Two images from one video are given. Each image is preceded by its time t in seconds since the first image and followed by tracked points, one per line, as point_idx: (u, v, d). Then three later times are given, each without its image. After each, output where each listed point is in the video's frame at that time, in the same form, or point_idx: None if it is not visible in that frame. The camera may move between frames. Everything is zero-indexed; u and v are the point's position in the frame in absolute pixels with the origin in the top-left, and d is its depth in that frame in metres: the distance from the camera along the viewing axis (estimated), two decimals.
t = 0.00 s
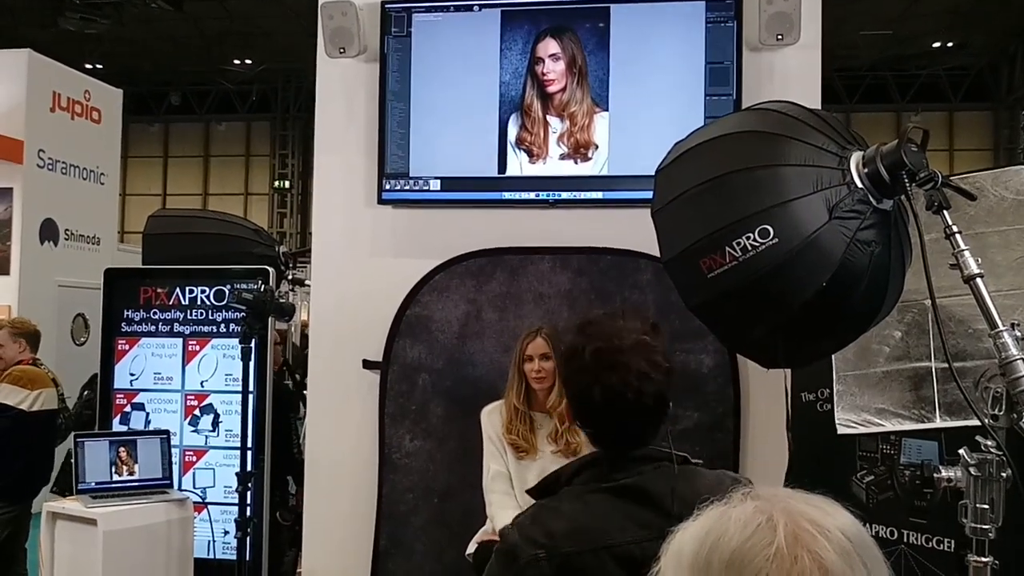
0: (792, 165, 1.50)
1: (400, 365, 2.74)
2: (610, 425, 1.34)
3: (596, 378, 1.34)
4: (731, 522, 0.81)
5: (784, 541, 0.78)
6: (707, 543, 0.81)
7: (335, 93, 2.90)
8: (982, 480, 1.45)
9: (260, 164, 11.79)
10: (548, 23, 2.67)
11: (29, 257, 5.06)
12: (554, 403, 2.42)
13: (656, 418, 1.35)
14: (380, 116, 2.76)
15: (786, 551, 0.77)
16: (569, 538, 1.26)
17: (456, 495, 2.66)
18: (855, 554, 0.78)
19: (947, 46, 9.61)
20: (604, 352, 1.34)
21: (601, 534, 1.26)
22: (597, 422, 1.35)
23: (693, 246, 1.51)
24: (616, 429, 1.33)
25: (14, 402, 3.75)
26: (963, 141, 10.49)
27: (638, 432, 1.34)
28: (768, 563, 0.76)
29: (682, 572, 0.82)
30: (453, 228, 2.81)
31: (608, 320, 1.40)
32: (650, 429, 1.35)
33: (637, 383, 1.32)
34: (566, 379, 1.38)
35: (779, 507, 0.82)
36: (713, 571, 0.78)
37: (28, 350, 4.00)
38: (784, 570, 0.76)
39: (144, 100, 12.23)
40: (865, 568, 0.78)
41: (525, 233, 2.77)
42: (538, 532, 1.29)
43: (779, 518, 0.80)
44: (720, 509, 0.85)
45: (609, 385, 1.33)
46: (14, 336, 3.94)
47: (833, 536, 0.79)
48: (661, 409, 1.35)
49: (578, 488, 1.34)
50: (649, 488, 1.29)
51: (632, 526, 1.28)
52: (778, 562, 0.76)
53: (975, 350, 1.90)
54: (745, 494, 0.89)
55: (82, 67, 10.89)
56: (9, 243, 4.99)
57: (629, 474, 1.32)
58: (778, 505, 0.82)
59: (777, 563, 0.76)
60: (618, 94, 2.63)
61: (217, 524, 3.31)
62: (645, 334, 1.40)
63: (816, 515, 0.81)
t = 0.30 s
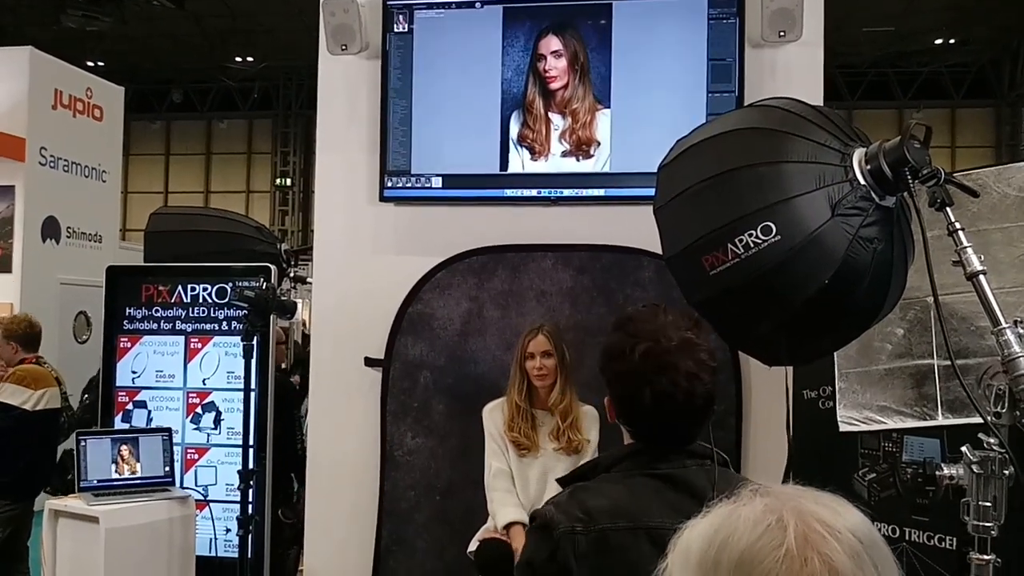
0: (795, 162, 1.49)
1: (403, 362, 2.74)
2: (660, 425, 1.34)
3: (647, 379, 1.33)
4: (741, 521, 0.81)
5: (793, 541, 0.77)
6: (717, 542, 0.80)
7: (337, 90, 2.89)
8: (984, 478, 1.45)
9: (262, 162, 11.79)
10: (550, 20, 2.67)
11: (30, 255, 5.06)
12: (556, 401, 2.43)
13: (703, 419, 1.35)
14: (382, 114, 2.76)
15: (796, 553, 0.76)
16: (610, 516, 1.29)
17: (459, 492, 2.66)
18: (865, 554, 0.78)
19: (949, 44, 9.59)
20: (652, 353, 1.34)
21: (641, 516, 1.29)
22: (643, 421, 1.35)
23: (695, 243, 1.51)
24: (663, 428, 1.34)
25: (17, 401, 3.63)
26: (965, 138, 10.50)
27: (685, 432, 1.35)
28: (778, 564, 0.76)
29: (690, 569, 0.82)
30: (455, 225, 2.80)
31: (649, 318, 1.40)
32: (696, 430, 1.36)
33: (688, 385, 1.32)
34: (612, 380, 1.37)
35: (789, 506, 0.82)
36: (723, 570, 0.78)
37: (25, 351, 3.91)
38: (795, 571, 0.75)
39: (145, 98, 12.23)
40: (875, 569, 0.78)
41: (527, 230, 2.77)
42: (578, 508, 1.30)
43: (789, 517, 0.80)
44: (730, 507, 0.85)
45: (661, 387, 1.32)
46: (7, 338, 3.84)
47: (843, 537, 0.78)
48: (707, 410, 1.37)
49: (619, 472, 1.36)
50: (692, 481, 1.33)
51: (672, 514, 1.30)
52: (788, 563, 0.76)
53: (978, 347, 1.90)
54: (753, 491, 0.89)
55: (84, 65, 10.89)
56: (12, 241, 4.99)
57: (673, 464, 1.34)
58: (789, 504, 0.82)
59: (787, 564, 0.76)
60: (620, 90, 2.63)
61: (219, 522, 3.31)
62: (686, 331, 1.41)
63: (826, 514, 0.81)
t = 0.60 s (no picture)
0: (794, 160, 1.49)
1: (403, 361, 2.74)
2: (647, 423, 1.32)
3: (634, 376, 1.32)
4: (746, 521, 0.81)
5: (798, 542, 0.78)
6: (721, 542, 0.81)
7: (336, 89, 2.89)
8: (984, 475, 1.45)
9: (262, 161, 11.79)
10: (549, 19, 2.67)
11: (31, 255, 5.06)
12: (555, 399, 2.43)
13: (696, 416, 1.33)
14: (382, 113, 2.76)
15: (801, 555, 0.77)
16: (588, 519, 1.27)
17: (459, 491, 2.67)
18: (870, 556, 0.78)
19: (949, 41, 9.58)
20: (639, 351, 1.33)
21: (620, 519, 1.26)
22: (631, 420, 1.33)
23: (696, 241, 1.51)
24: (652, 427, 1.32)
25: (19, 405, 3.64)
26: (965, 136, 10.51)
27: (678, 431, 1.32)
28: (783, 566, 0.76)
29: (693, 569, 0.82)
30: (455, 224, 2.80)
31: (637, 314, 1.38)
32: (688, 427, 1.34)
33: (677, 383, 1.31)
34: (600, 379, 1.36)
35: (794, 507, 0.82)
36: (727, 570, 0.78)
37: (21, 353, 3.88)
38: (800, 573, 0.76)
39: (144, 97, 12.23)
40: (879, 571, 0.78)
41: (528, 229, 2.77)
42: (557, 512, 1.30)
43: (795, 519, 0.80)
44: (734, 507, 0.85)
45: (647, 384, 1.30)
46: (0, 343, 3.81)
47: (849, 539, 0.79)
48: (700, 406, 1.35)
49: (605, 473, 1.34)
50: (676, 482, 1.29)
51: (653, 517, 1.27)
52: (792, 565, 0.76)
53: (978, 345, 1.90)
54: (756, 490, 0.89)
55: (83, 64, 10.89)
56: (12, 241, 5.00)
57: (661, 464, 1.32)
58: (793, 505, 0.82)
59: (792, 566, 0.76)
60: (619, 89, 2.63)
61: (220, 521, 3.31)
62: (676, 326, 1.39)
63: (832, 515, 0.81)
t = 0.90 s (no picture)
0: (793, 162, 1.49)
1: (402, 361, 2.74)
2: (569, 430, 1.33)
3: (558, 384, 1.32)
4: (753, 524, 0.81)
5: (805, 546, 0.78)
6: (727, 543, 0.81)
7: (336, 90, 2.89)
8: (983, 477, 1.45)
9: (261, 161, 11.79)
10: (549, 20, 2.67)
11: (30, 255, 5.06)
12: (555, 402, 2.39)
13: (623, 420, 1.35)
14: (381, 114, 2.76)
15: (807, 559, 0.77)
16: (510, 538, 1.30)
17: (458, 492, 2.67)
18: (876, 561, 0.78)
19: (949, 43, 9.58)
20: (564, 356, 1.33)
21: (541, 538, 1.29)
22: (556, 426, 1.34)
23: (695, 243, 1.51)
24: (573, 434, 1.33)
25: (17, 406, 3.63)
26: (965, 138, 10.51)
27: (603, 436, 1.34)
28: (789, 569, 0.76)
29: (699, 570, 0.83)
30: (454, 225, 2.80)
31: (565, 318, 1.38)
32: (616, 434, 1.35)
33: (604, 389, 1.32)
34: (525, 383, 1.37)
35: (802, 511, 0.82)
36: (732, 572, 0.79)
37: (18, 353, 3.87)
38: None
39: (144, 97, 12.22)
40: None
41: (527, 230, 2.77)
42: (478, 532, 1.32)
43: (802, 522, 0.80)
44: (741, 509, 0.85)
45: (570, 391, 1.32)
46: None
47: (856, 544, 0.78)
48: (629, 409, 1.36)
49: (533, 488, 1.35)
50: (597, 497, 1.31)
51: (573, 534, 1.30)
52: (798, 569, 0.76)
53: (977, 347, 1.90)
54: (766, 493, 0.89)
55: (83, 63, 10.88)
56: (11, 241, 5.00)
57: (585, 477, 1.33)
58: (801, 508, 0.82)
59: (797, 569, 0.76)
60: (619, 91, 2.63)
61: (219, 521, 3.31)
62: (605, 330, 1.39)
63: (840, 519, 0.81)
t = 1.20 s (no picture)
0: (795, 162, 1.50)
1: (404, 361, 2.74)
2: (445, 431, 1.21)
3: (432, 385, 1.20)
4: (758, 522, 0.81)
5: (808, 546, 0.78)
6: (731, 542, 0.81)
7: (338, 89, 2.89)
8: (984, 477, 1.45)
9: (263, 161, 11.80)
10: (552, 20, 2.67)
11: (32, 255, 5.06)
12: (557, 401, 2.62)
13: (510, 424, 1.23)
14: (383, 113, 2.76)
15: (811, 557, 0.77)
16: (393, 548, 1.20)
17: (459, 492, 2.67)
18: (880, 561, 0.79)
19: (951, 43, 9.56)
20: (439, 354, 1.21)
21: (426, 546, 1.19)
22: (432, 427, 1.22)
23: (696, 243, 1.51)
24: (452, 437, 1.21)
25: (9, 407, 3.63)
26: (967, 138, 10.51)
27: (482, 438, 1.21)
28: (793, 569, 0.77)
29: (703, 567, 0.83)
30: (456, 225, 2.80)
31: (448, 316, 1.24)
32: (499, 435, 1.22)
33: (482, 392, 1.19)
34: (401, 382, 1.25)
35: (807, 510, 0.82)
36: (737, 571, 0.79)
37: (14, 352, 3.85)
38: None
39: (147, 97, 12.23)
40: None
41: (530, 230, 2.77)
42: (363, 543, 1.21)
43: (806, 522, 0.80)
44: (746, 506, 0.85)
45: (442, 393, 1.19)
46: None
47: (860, 544, 0.79)
48: (517, 410, 1.24)
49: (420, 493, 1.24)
50: (485, 498, 1.21)
51: (460, 538, 1.19)
52: (802, 568, 0.77)
53: (979, 347, 1.90)
54: (769, 490, 0.89)
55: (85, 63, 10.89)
56: (14, 240, 5.00)
57: (470, 480, 1.22)
58: (806, 507, 0.82)
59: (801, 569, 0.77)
60: (620, 91, 2.63)
61: (220, 521, 3.30)
62: (496, 329, 1.25)
63: (845, 518, 0.81)
